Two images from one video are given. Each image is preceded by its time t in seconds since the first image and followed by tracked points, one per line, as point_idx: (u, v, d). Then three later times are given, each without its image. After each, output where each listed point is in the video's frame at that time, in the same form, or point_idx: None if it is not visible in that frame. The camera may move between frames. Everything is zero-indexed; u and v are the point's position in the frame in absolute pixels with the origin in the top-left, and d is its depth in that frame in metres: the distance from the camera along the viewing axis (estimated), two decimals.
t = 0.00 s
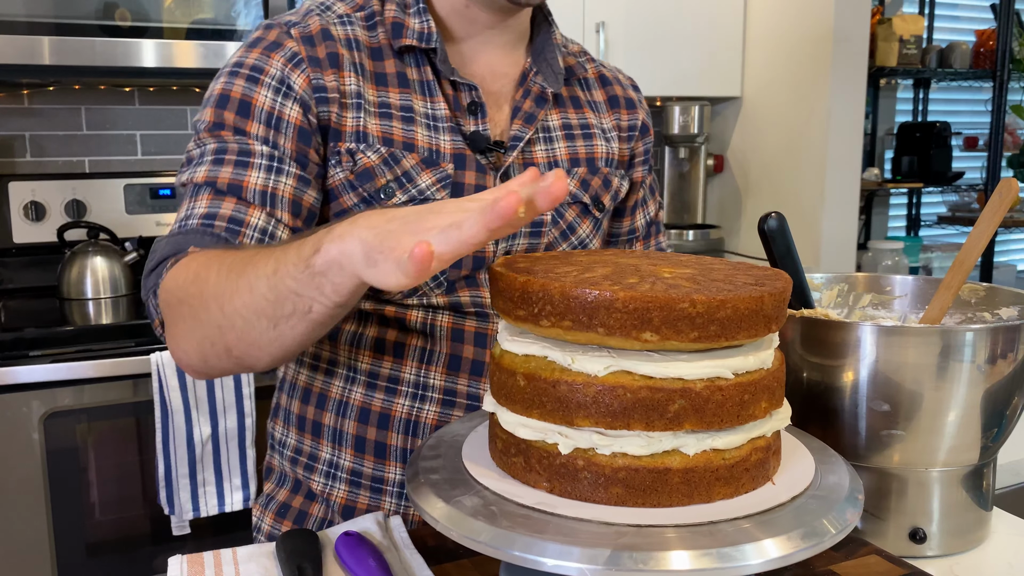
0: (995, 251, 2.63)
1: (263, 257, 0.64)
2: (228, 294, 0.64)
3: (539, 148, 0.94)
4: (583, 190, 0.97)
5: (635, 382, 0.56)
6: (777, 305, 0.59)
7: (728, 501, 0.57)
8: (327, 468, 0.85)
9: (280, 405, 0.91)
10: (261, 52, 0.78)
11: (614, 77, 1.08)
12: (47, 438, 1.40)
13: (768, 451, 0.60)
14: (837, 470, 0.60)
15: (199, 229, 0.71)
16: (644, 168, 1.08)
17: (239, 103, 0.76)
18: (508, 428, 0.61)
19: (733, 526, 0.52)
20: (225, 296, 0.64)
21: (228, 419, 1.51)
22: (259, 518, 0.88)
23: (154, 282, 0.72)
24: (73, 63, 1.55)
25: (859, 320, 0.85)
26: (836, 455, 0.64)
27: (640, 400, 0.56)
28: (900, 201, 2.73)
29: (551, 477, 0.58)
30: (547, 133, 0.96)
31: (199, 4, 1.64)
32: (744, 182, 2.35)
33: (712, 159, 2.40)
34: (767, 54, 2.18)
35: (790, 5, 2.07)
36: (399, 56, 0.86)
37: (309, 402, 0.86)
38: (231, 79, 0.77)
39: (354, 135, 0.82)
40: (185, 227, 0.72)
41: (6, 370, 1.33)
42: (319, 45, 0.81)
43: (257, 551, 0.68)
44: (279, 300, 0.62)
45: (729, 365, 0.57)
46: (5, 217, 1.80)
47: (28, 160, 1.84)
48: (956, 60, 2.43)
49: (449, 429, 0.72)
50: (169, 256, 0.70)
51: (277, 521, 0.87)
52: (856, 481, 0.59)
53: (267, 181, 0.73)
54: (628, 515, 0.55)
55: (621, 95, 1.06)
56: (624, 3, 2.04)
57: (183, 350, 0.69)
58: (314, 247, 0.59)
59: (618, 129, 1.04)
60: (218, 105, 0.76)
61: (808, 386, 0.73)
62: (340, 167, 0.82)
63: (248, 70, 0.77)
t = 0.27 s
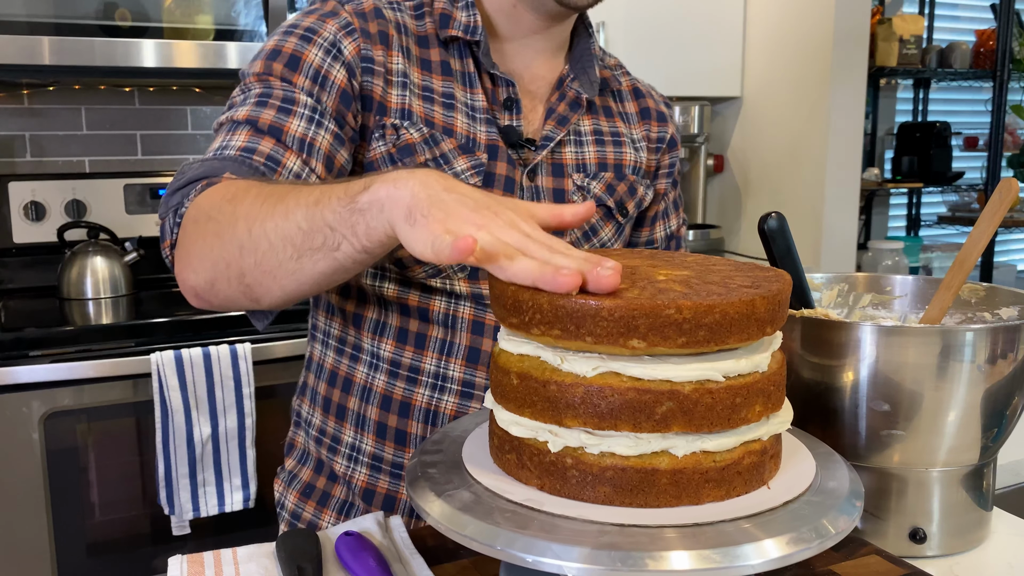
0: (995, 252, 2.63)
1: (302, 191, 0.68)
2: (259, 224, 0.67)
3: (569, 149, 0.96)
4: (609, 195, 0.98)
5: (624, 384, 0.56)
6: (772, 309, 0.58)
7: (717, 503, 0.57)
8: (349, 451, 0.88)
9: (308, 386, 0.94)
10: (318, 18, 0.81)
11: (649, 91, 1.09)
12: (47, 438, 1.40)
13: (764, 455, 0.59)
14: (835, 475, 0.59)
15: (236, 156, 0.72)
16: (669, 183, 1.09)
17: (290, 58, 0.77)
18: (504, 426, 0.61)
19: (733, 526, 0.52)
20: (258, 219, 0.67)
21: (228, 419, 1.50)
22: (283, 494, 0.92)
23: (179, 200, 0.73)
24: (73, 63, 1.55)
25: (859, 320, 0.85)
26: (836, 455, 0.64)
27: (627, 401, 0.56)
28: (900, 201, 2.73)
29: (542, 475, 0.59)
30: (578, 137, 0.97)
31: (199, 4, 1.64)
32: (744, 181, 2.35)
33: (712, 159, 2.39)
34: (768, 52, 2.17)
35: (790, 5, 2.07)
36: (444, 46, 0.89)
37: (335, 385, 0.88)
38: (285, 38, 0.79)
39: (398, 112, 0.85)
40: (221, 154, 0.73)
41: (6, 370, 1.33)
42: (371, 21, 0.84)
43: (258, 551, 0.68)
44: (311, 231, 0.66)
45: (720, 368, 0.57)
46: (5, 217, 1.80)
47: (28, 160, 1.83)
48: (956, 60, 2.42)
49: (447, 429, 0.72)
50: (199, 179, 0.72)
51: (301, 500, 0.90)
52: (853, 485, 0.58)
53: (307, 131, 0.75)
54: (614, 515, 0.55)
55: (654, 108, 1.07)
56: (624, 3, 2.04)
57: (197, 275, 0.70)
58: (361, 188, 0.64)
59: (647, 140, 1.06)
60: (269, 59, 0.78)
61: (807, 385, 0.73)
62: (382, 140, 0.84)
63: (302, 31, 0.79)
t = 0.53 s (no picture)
0: (994, 252, 2.63)
1: (326, 179, 0.68)
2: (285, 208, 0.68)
3: (591, 155, 0.97)
4: (628, 201, 0.99)
5: (615, 381, 0.56)
6: (767, 307, 0.58)
7: (709, 504, 0.57)
8: (367, 441, 0.90)
9: (329, 377, 0.97)
10: (354, 16, 0.84)
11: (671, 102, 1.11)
12: (47, 438, 1.40)
13: (760, 456, 0.59)
14: (833, 477, 0.59)
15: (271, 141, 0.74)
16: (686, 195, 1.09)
17: (327, 53, 0.79)
18: (501, 423, 0.62)
19: (733, 526, 0.52)
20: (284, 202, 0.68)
21: (228, 418, 1.50)
22: (303, 480, 0.96)
23: (214, 181, 0.74)
24: (73, 63, 1.55)
25: (859, 320, 0.85)
26: (836, 455, 0.64)
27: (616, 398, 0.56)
28: (900, 201, 2.73)
29: (536, 472, 0.59)
30: (601, 143, 0.99)
31: (199, 4, 1.64)
32: (744, 181, 2.35)
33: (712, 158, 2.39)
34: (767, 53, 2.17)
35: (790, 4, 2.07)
36: (476, 49, 0.91)
37: (356, 376, 0.91)
38: (323, 34, 0.81)
39: (429, 111, 0.86)
40: (257, 138, 0.74)
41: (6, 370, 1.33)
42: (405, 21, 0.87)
43: (258, 551, 0.68)
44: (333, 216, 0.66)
45: (713, 368, 0.57)
46: (5, 217, 1.80)
47: (28, 160, 1.84)
48: (955, 60, 2.42)
49: (447, 429, 0.72)
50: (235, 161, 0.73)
51: (321, 487, 0.94)
52: (851, 487, 0.57)
53: (339, 123, 0.78)
54: (601, 514, 0.55)
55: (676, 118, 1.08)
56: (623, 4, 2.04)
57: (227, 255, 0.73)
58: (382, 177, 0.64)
59: (667, 150, 1.07)
60: (306, 53, 0.80)
61: (807, 385, 0.73)
62: (413, 137, 0.86)
63: (338, 28, 0.82)
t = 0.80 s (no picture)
0: (994, 252, 2.63)
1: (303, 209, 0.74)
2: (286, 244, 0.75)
3: (608, 167, 0.97)
4: (641, 215, 0.99)
5: (608, 380, 0.56)
6: (764, 309, 0.58)
7: (703, 505, 0.57)
8: (377, 431, 0.92)
9: (342, 362, 0.97)
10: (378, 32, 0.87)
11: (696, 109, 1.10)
12: (47, 438, 1.40)
13: (757, 458, 0.59)
14: (830, 480, 0.59)
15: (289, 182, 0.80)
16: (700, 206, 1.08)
17: (352, 76, 0.84)
18: (499, 421, 0.62)
19: (733, 526, 0.52)
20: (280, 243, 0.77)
21: (228, 418, 1.50)
22: (311, 460, 0.96)
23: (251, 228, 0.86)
24: (73, 63, 1.55)
25: (859, 320, 0.85)
26: (836, 455, 0.64)
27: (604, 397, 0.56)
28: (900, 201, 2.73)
29: (531, 472, 0.59)
30: (618, 155, 0.99)
31: (199, 5, 1.63)
32: (744, 181, 2.35)
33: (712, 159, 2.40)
34: (770, 56, 2.16)
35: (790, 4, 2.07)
36: (503, 52, 0.92)
37: (369, 367, 0.92)
38: (349, 54, 0.85)
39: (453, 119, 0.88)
40: (283, 181, 0.80)
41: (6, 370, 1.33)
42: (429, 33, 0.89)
43: (258, 550, 0.68)
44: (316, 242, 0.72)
45: (708, 369, 0.56)
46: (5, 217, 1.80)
47: (28, 160, 1.83)
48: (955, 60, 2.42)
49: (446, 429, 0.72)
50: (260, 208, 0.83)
51: (329, 469, 0.94)
52: (849, 491, 0.57)
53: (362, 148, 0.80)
54: (591, 513, 0.55)
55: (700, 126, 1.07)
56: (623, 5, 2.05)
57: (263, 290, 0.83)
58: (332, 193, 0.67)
59: (684, 162, 1.05)
60: (332, 74, 0.84)
61: (807, 385, 0.73)
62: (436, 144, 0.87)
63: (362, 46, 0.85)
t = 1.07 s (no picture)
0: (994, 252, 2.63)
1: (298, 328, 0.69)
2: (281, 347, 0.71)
3: (596, 218, 0.98)
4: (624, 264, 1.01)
5: (603, 380, 0.56)
6: (763, 308, 0.57)
7: (698, 506, 0.57)
8: (352, 421, 0.97)
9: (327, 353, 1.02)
10: (376, 93, 0.86)
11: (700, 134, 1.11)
12: (47, 438, 1.40)
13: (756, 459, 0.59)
14: (828, 481, 0.58)
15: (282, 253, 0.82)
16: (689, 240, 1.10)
17: (348, 142, 0.85)
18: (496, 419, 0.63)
19: (732, 526, 0.52)
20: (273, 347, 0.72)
21: (228, 418, 1.50)
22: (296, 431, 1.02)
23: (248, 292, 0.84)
24: (73, 63, 1.56)
25: (859, 320, 0.85)
26: (836, 455, 0.64)
27: (596, 397, 0.56)
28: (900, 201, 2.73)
29: (529, 470, 0.59)
30: (609, 203, 1.00)
31: (199, 5, 1.63)
32: (744, 181, 2.35)
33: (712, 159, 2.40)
34: (786, 75, 2.12)
35: (789, 4, 2.07)
36: (499, 109, 0.92)
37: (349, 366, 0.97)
38: (343, 116, 0.85)
39: (442, 187, 0.91)
40: (277, 246, 0.83)
41: (6, 370, 1.32)
42: (430, 95, 0.88)
43: (258, 551, 0.68)
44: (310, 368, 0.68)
45: (703, 369, 0.56)
46: (5, 216, 1.80)
47: (28, 160, 1.84)
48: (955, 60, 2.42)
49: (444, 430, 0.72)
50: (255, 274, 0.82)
51: (309, 443, 1.00)
52: (848, 492, 0.56)
53: (358, 222, 0.83)
54: (586, 512, 0.55)
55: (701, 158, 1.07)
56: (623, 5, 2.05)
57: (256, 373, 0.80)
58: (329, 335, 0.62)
59: (676, 203, 1.06)
60: (329, 138, 0.85)
61: (807, 384, 0.73)
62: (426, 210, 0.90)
63: (359, 111, 0.85)
